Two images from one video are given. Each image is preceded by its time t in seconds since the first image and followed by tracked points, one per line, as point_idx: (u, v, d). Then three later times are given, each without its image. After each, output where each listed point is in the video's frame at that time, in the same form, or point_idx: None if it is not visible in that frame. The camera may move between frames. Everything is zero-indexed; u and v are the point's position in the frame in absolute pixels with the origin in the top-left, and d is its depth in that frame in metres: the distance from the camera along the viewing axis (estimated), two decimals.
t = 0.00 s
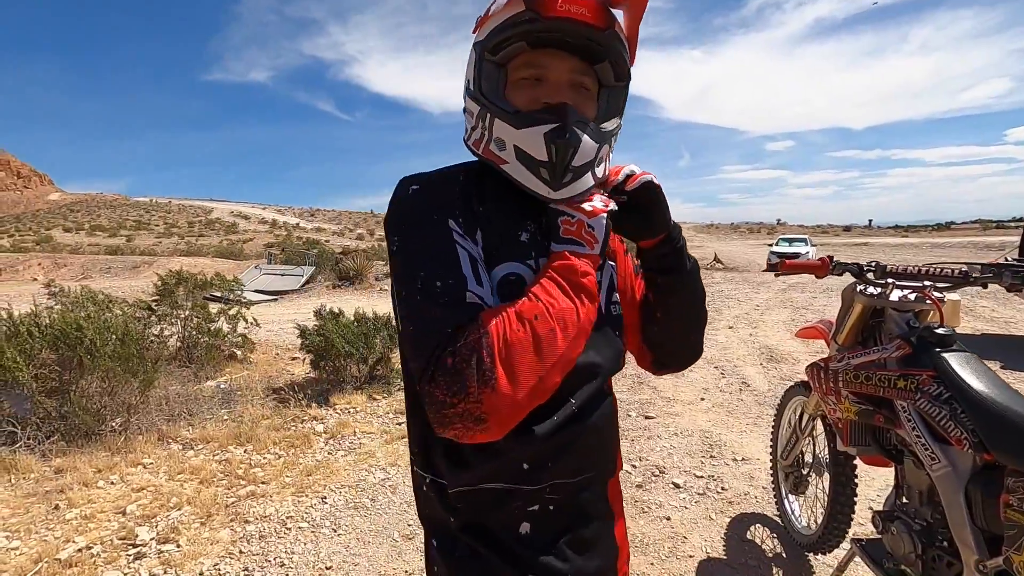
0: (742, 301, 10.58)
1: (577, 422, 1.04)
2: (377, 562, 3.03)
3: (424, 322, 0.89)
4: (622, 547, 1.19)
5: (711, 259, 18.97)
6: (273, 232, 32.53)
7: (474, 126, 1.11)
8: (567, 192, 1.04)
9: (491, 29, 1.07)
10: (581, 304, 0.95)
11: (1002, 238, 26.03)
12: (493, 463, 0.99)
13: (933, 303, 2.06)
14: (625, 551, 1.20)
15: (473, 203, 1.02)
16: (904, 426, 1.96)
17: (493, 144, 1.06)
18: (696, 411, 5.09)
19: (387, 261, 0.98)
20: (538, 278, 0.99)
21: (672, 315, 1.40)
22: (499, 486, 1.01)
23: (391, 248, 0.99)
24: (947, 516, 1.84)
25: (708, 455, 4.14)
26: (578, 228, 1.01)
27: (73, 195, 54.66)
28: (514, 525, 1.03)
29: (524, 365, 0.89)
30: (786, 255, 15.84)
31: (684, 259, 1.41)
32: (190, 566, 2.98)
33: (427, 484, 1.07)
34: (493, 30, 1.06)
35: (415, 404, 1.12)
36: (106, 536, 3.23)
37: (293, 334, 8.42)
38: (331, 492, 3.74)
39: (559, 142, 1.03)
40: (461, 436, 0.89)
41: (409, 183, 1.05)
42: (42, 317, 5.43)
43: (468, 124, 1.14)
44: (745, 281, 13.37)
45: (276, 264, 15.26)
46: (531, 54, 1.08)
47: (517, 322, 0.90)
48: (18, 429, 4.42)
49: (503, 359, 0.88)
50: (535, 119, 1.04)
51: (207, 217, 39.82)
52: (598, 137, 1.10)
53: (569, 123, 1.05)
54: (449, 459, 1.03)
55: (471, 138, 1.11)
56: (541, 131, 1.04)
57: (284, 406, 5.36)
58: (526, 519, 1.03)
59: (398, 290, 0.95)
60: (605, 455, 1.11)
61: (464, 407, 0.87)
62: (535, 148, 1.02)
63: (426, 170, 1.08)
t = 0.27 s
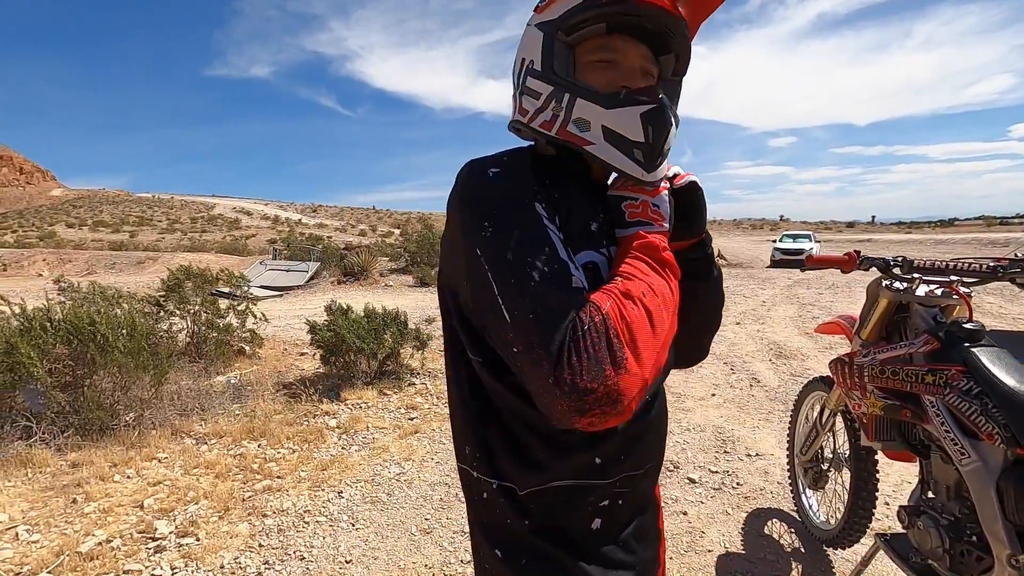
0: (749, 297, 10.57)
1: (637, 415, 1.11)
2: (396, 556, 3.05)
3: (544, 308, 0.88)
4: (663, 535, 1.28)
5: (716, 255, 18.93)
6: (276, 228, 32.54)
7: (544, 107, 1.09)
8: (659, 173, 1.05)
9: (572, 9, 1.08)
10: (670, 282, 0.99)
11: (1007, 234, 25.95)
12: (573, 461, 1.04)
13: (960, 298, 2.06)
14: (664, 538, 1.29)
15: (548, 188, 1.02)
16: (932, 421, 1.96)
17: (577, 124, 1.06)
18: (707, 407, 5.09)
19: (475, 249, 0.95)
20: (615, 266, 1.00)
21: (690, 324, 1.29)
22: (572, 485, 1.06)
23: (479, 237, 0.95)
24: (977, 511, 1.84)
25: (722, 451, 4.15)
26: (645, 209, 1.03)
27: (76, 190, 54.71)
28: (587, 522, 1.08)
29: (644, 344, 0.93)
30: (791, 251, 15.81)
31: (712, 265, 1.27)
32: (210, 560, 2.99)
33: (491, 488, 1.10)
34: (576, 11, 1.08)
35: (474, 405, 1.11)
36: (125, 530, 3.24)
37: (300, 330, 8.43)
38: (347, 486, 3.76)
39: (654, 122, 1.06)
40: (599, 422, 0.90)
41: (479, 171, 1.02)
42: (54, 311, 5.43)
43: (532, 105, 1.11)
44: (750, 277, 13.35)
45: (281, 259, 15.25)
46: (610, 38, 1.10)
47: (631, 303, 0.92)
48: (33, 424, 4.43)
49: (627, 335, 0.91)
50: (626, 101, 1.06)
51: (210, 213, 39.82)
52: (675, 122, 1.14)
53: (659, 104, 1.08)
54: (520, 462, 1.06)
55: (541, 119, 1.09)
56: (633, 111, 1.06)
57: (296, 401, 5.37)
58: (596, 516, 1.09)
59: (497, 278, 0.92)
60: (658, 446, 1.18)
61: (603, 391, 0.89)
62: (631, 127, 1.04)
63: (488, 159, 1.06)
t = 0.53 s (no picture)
0: (753, 294, 10.54)
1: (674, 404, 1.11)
2: (407, 551, 3.04)
3: (598, 295, 0.86)
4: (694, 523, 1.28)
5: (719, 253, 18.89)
6: (279, 224, 32.55)
7: (576, 95, 1.04)
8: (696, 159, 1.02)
9: None
10: (712, 267, 0.97)
11: (1011, 232, 25.88)
12: (617, 451, 1.03)
13: (982, 293, 2.03)
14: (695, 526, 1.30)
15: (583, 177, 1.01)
16: (954, 417, 1.94)
17: (612, 111, 1.01)
18: (715, 404, 5.07)
19: (519, 240, 0.92)
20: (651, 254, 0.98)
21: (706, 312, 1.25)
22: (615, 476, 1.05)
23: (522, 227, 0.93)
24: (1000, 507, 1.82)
25: (731, 448, 4.13)
26: (678, 198, 1.00)
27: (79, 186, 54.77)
28: (629, 513, 1.08)
29: (695, 330, 0.91)
30: (794, 249, 15.78)
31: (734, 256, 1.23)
32: (221, 554, 2.99)
33: (531, 483, 1.09)
34: None
35: (511, 399, 1.10)
36: (135, 523, 3.24)
37: (305, 325, 8.42)
38: (356, 481, 3.75)
39: (692, 107, 1.02)
40: (657, 408, 0.89)
41: (515, 161, 1.00)
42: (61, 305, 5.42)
43: (562, 93, 1.05)
44: (754, 274, 13.32)
45: (284, 255, 15.25)
46: (640, 24, 1.06)
47: (679, 288, 0.90)
48: (41, 417, 4.42)
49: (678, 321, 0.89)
50: (662, 86, 1.02)
51: (212, 209, 39.85)
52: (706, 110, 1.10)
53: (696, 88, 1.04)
54: (561, 455, 1.05)
55: (573, 107, 1.03)
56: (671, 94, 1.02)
57: (302, 396, 5.36)
58: (638, 507, 1.09)
59: (546, 268, 0.90)
60: (693, 436, 1.18)
61: (661, 376, 0.88)
62: (670, 109, 1.00)
63: (522, 149, 1.03)
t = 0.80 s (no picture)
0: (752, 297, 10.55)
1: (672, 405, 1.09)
2: (406, 554, 3.03)
3: (570, 297, 0.87)
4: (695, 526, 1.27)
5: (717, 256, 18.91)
6: (277, 226, 32.50)
7: (571, 104, 1.07)
8: (682, 171, 1.03)
9: (597, 5, 1.04)
10: (701, 269, 0.97)
11: (1008, 236, 25.97)
12: (609, 450, 1.02)
13: (984, 296, 2.04)
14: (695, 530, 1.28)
15: (575, 181, 1.02)
16: (956, 420, 1.94)
17: (603, 121, 1.03)
18: (714, 406, 5.07)
19: (504, 243, 0.95)
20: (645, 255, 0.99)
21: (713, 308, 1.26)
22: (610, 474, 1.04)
23: (507, 231, 0.95)
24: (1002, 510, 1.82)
25: (731, 450, 4.12)
26: (675, 196, 1.02)
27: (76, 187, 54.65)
28: (626, 512, 1.07)
29: (671, 333, 0.91)
30: (792, 252, 15.80)
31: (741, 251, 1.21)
32: (220, 557, 2.97)
33: (529, 477, 1.09)
34: (601, 8, 1.04)
35: (508, 394, 1.10)
36: (133, 526, 3.22)
37: (304, 327, 8.40)
38: (355, 484, 3.74)
39: (680, 118, 1.02)
40: (627, 409, 0.89)
41: (506, 166, 1.02)
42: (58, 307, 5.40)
43: (558, 103, 1.08)
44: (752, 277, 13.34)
45: (282, 257, 15.22)
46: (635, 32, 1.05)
47: (659, 291, 0.90)
48: (38, 419, 4.40)
49: (654, 323, 0.89)
50: (651, 97, 1.03)
51: (210, 210, 39.79)
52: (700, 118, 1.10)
53: (685, 99, 1.04)
54: (556, 451, 1.05)
55: (568, 116, 1.06)
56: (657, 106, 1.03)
57: (301, 398, 5.34)
58: (635, 506, 1.08)
59: (526, 271, 0.92)
60: (694, 437, 1.17)
61: (631, 378, 0.87)
62: (654, 122, 1.01)
63: (514, 154, 1.05)
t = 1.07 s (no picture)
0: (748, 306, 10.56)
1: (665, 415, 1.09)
2: (401, 566, 3.00)
3: (555, 307, 0.88)
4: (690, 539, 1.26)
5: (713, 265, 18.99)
6: (272, 235, 32.44)
7: (559, 121, 1.09)
8: (664, 185, 1.03)
9: (582, 24, 1.05)
10: (691, 278, 0.97)
11: (1001, 246, 26.18)
12: (600, 459, 1.01)
13: (978, 306, 2.05)
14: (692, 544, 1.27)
15: (565, 195, 1.02)
16: (951, 431, 1.94)
17: (587, 137, 1.05)
18: (710, 416, 5.06)
19: (494, 255, 0.96)
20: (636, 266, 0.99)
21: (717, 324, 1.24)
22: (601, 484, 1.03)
23: (496, 244, 0.96)
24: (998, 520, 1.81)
25: (728, 461, 4.12)
26: (662, 207, 1.03)
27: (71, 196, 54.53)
28: (618, 523, 1.06)
29: (657, 342, 0.91)
30: (787, 261, 15.86)
31: (740, 266, 1.21)
32: (212, 570, 2.94)
33: (524, 484, 1.09)
34: (584, 27, 1.04)
35: (504, 404, 1.11)
36: (124, 539, 3.18)
37: (299, 336, 8.36)
38: (350, 495, 3.71)
39: (660, 134, 1.03)
40: (612, 417, 0.88)
41: (497, 180, 1.04)
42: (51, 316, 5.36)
43: (548, 119, 1.11)
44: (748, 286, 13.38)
45: (278, 266, 15.17)
46: (619, 51, 1.06)
47: (645, 300, 0.90)
48: (29, 430, 4.35)
49: (640, 333, 0.89)
50: (633, 114, 1.04)
51: (206, 219, 39.69)
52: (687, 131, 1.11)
53: (666, 116, 1.05)
54: (548, 460, 1.04)
55: (556, 132, 1.09)
56: (638, 123, 1.04)
57: (296, 408, 5.31)
58: (628, 517, 1.07)
59: (513, 282, 0.93)
60: (688, 448, 1.16)
61: (614, 386, 0.87)
62: (633, 140, 1.02)
63: (506, 170, 1.07)
